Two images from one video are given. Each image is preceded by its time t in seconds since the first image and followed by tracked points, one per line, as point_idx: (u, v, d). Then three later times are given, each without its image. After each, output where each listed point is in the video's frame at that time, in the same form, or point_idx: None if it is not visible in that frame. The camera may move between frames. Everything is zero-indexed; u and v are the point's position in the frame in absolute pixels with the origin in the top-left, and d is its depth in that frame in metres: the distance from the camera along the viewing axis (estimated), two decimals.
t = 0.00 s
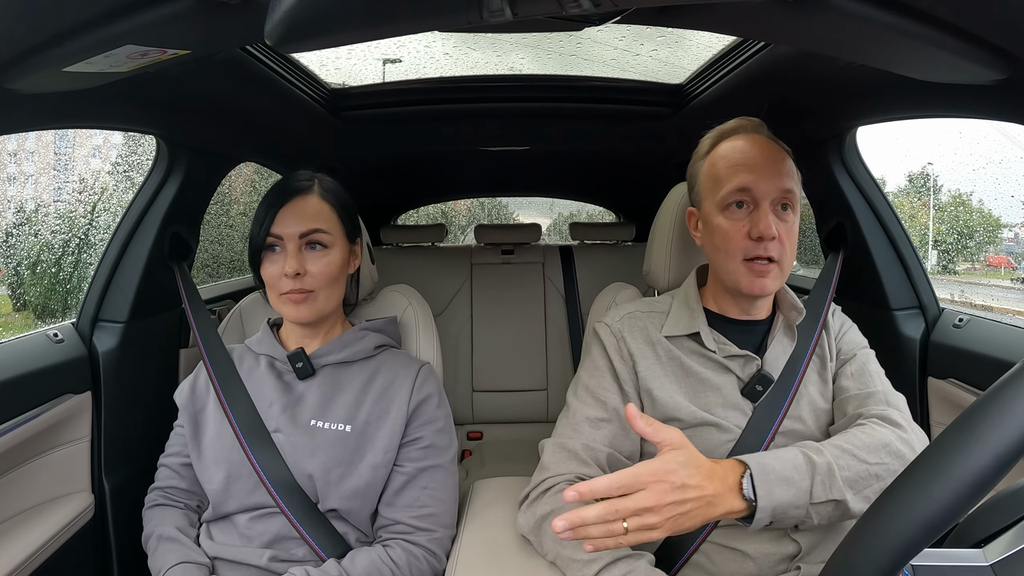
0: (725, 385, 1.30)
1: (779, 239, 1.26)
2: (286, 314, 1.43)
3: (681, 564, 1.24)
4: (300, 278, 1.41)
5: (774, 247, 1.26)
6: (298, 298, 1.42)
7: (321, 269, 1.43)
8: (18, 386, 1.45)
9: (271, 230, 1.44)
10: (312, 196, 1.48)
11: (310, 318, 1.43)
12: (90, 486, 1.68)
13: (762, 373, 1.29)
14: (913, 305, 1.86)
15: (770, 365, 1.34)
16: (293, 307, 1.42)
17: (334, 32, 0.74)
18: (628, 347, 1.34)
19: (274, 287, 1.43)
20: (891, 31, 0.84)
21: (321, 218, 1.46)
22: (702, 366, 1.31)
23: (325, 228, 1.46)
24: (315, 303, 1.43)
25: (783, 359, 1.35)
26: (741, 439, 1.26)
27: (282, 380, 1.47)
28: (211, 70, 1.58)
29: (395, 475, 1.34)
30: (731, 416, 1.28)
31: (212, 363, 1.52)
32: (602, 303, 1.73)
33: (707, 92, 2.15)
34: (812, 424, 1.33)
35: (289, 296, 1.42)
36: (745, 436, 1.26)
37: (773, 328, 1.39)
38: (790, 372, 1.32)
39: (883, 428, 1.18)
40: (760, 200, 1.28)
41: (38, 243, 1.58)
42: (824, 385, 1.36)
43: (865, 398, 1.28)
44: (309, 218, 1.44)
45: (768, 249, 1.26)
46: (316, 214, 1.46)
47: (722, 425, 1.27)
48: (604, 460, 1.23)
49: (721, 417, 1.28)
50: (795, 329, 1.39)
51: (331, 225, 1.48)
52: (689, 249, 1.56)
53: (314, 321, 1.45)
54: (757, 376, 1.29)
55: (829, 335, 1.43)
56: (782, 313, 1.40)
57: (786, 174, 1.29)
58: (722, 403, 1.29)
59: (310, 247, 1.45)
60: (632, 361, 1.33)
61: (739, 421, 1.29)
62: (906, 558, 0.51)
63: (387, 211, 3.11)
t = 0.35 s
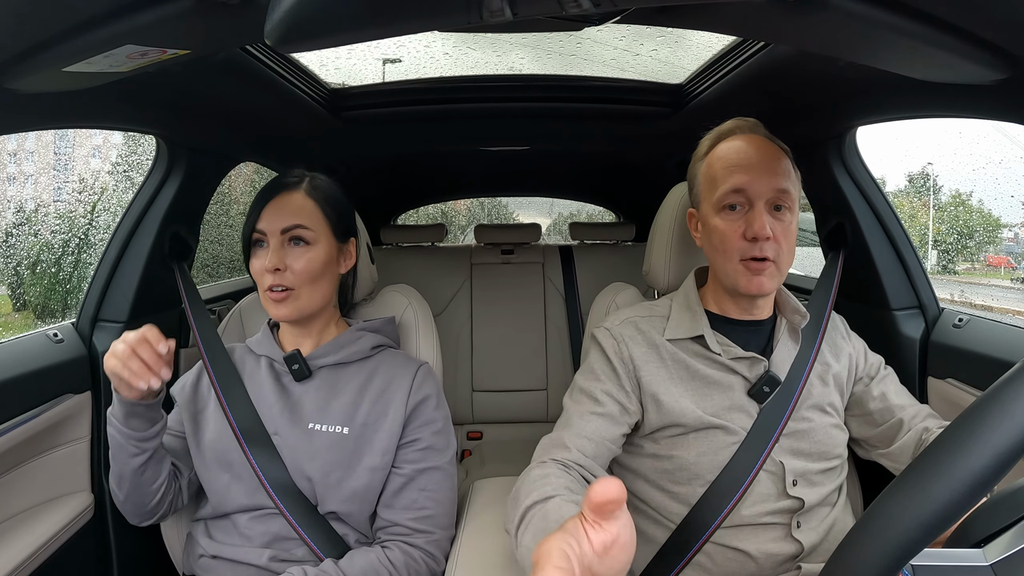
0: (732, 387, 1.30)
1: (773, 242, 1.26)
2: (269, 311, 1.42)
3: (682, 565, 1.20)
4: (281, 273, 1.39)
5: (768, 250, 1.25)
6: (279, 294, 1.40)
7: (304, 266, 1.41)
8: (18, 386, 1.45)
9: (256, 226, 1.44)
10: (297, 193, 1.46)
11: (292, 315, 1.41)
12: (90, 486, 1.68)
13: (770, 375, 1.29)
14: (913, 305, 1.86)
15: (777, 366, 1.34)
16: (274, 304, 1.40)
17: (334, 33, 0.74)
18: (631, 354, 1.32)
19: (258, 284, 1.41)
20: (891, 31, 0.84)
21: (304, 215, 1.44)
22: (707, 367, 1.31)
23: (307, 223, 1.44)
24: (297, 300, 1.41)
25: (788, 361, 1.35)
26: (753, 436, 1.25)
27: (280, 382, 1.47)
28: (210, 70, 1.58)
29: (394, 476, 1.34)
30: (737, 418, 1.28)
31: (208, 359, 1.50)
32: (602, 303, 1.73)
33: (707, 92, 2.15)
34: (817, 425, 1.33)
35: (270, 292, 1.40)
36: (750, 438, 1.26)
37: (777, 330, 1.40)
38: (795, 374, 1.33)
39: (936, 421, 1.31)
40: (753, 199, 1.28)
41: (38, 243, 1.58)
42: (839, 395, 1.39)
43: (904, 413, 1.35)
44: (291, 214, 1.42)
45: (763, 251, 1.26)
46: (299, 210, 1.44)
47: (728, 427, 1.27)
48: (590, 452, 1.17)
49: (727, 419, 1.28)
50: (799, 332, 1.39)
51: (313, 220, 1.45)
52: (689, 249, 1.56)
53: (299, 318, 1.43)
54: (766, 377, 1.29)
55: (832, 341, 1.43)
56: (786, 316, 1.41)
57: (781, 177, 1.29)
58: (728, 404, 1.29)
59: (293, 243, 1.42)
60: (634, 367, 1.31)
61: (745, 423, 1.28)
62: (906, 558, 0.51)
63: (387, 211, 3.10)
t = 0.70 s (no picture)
0: (731, 386, 1.29)
1: (779, 239, 1.25)
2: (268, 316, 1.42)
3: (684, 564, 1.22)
4: (274, 280, 1.39)
5: (774, 248, 1.25)
6: (275, 300, 1.40)
7: (297, 270, 1.40)
8: (18, 386, 1.45)
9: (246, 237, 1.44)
10: (281, 198, 1.45)
11: (289, 320, 1.41)
12: (91, 486, 1.68)
13: (768, 374, 1.29)
14: (913, 305, 1.86)
15: (776, 365, 1.34)
16: (272, 310, 1.40)
17: (334, 33, 0.74)
18: (629, 355, 1.32)
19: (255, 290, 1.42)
20: (892, 31, 0.83)
21: (292, 220, 1.43)
22: (704, 366, 1.31)
23: (295, 227, 1.43)
24: (292, 305, 1.40)
25: (787, 362, 1.35)
26: (750, 436, 1.26)
27: (284, 378, 1.47)
28: (211, 70, 1.58)
29: (396, 475, 1.34)
30: (736, 418, 1.28)
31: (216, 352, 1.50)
32: (602, 303, 1.73)
33: (707, 92, 2.15)
34: (816, 425, 1.33)
35: (266, 299, 1.40)
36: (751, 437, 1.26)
37: (776, 331, 1.40)
38: (794, 373, 1.33)
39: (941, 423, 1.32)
40: (761, 198, 1.28)
41: (38, 243, 1.58)
42: (836, 399, 1.39)
43: (908, 418, 1.36)
44: (278, 220, 1.41)
45: (769, 249, 1.25)
46: (286, 216, 1.43)
47: (729, 427, 1.27)
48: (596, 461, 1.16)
49: (727, 419, 1.28)
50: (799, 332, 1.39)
51: (298, 224, 1.43)
52: (689, 249, 1.56)
53: (297, 321, 1.43)
54: (764, 377, 1.29)
55: (830, 345, 1.43)
56: (785, 317, 1.41)
57: (786, 176, 1.29)
58: (727, 404, 1.28)
59: (283, 249, 1.42)
60: (632, 368, 1.30)
61: (743, 422, 1.28)
62: (906, 558, 0.51)
63: (387, 211, 3.10)
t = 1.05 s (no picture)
0: (734, 388, 1.29)
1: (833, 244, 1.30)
2: (277, 318, 1.42)
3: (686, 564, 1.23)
4: (286, 284, 1.38)
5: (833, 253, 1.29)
6: (287, 303, 1.40)
7: (307, 274, 1.40)
8: (18, 386, 1.45)
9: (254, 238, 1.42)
10: (292, 201, 1.44)
11: (301, 323, 1.41)
12: (90, 486, 1.68)
13: (772, 377, 1.29)
14: (913, 305, 1.86)
15: (778, 367, 1.34)
16: (284, 313, 1.41)
17: (334, 33, 0.74)
18: (633, 354, 1.32)
19: (262, 292, 1.41)
20: (891, 31, 0.83)
21: (304, 225, 1.42)
22: (708, 368, 1.30)
23: (309, 232, 1.42)
24: (303, 308, 1.41)
25: (787, 365, 1.35)
26: (752, 438, 1.27)
27: (283, 379, 1.46)
28: (210, 70, 1.58)
29: (396, 476, 1.34)
30: (740, 420, 1.28)
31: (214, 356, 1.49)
32: (603, 303, 1.73)
33: (707, 91, 2.15)
34: (817, 428, 1.33)
35: (278, 302, 1.39)
36: (752, 439, 1.27)
37: (777, 331, 1.40)
38: (795, 375, 1.33)
39: (940, 422, 1.32)
40: (818, 203, 1.28)
41: (38, 243, 1.58)
42: (837, 399, 1.39)
43: (906, 418, 1.36)
44: (293, 224, 1.40)
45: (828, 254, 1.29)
46: (296, 220, 1.42)
47: (732, 431, 1.27)
48: (609, 463, 1.21)
49: (731, 422, 1.28)
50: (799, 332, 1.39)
51: (314, 229, 1.43)
52: (689, 249, 1.56)
53: (305, 325, 1.43)
54: (767, 380, 1.29)
55: (830, 345, 1.43)
56: (786, 318, 1.40)
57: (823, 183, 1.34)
58: (730, 406, 1.29)
59: (294, 253, 1.41)
60: (637, 368, 1.31)
61: (746, 425, 1.28)
62: (906, 559, 0.51)
63: (387, 211, 3.10)
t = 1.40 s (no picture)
0: (737, 388, 1.29)
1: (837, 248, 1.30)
2: (279, 317, 1.40)
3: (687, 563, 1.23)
4: (293, 282, 1.37)
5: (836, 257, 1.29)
6: (291, 302, 1.39)
7: (315, 274, 1.40)
8: (18, 386, 1.45)
9: (264, 235, 1.40)
10: (306, 200, 1.43)
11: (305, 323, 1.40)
12: (90, 486, 1.68)
13: (773, 376, 1.29)
14: (913, 305, 1.86)
15: (781, 368, 1.34)
16: (287, 312, 1.39)
17: (335, 33, 0.74)
18: (636, 355, 1.32)
19: (267, 289, 1.39)
20: (892, 31, 0.83)
21: (316, 225, 1.41)
22: (711, 368, 1.30)
23: (321, 231, 1.42)
24: (307, 307, 1.40)
25: (791, 364, 1.35)
26: (753, 438, 1.27)
27: (282, 378, 1.46)
28: (210, 70, 1.58)
29: (396, 475, 1.34)
30: (743, 418, 1.28)
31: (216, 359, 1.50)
32: (603, 303, 1.73)
33: (706, 91, 2.15)
34: (819, 428, 1.33)
35: (282, 300, 1.38)
36: (753, 438, 1.27)
37: (781, 333, 1.39)
38: (796, 377, 1.34)
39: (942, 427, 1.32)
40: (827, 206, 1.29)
41: (38, 243, 1.58)
42: (838, 401, 1.39)
43: (908, 423, 1.36)
44: (305, 222, 1.40)
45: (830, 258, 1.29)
46: (308, 219, 1.41)
47: (735, 430, 1.27)
48: (609, 468, 1.21)
49: (733, 421, 1.28)
50: (803, 334, 1.39)
51: (325, 228, 1.43)
52: (689, 250, 1.56)
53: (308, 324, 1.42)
54: (769, 379, 1.29)
55: (830, 347, 1.43)
56: (789, 318, 1.40)
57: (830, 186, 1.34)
58: (735, 404, 1.29)
59: (304, 251, 1.40)
60: (639, 369, 1.31)
61: (749, 423, 1.28)
62: (905, 559, 0.51)
63: (387, 211, 3.10)
